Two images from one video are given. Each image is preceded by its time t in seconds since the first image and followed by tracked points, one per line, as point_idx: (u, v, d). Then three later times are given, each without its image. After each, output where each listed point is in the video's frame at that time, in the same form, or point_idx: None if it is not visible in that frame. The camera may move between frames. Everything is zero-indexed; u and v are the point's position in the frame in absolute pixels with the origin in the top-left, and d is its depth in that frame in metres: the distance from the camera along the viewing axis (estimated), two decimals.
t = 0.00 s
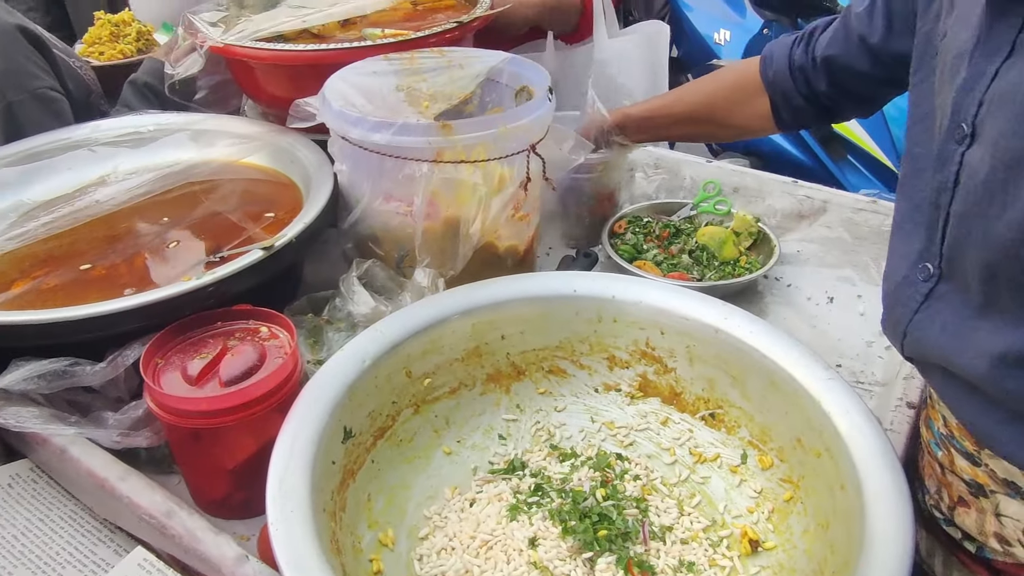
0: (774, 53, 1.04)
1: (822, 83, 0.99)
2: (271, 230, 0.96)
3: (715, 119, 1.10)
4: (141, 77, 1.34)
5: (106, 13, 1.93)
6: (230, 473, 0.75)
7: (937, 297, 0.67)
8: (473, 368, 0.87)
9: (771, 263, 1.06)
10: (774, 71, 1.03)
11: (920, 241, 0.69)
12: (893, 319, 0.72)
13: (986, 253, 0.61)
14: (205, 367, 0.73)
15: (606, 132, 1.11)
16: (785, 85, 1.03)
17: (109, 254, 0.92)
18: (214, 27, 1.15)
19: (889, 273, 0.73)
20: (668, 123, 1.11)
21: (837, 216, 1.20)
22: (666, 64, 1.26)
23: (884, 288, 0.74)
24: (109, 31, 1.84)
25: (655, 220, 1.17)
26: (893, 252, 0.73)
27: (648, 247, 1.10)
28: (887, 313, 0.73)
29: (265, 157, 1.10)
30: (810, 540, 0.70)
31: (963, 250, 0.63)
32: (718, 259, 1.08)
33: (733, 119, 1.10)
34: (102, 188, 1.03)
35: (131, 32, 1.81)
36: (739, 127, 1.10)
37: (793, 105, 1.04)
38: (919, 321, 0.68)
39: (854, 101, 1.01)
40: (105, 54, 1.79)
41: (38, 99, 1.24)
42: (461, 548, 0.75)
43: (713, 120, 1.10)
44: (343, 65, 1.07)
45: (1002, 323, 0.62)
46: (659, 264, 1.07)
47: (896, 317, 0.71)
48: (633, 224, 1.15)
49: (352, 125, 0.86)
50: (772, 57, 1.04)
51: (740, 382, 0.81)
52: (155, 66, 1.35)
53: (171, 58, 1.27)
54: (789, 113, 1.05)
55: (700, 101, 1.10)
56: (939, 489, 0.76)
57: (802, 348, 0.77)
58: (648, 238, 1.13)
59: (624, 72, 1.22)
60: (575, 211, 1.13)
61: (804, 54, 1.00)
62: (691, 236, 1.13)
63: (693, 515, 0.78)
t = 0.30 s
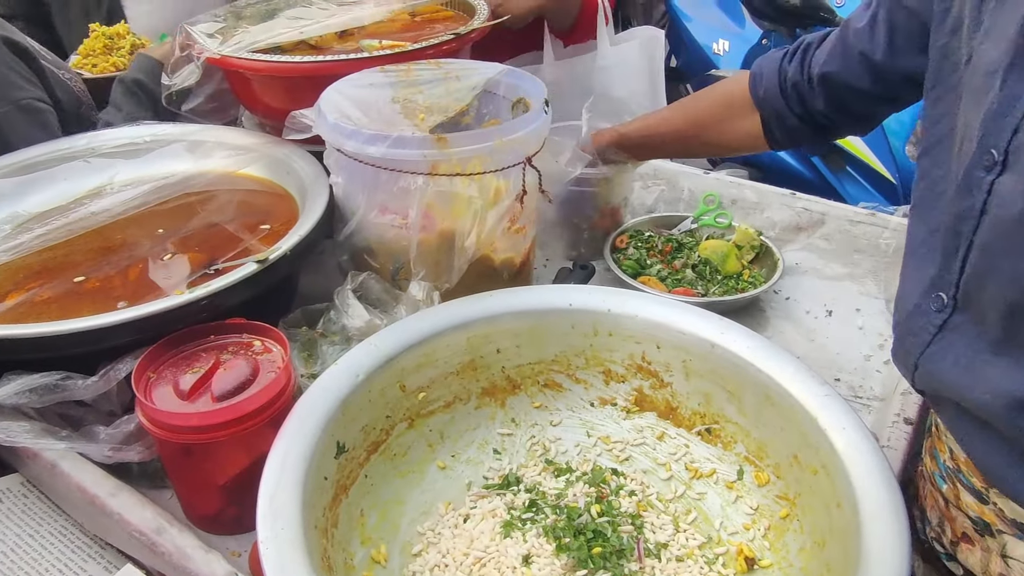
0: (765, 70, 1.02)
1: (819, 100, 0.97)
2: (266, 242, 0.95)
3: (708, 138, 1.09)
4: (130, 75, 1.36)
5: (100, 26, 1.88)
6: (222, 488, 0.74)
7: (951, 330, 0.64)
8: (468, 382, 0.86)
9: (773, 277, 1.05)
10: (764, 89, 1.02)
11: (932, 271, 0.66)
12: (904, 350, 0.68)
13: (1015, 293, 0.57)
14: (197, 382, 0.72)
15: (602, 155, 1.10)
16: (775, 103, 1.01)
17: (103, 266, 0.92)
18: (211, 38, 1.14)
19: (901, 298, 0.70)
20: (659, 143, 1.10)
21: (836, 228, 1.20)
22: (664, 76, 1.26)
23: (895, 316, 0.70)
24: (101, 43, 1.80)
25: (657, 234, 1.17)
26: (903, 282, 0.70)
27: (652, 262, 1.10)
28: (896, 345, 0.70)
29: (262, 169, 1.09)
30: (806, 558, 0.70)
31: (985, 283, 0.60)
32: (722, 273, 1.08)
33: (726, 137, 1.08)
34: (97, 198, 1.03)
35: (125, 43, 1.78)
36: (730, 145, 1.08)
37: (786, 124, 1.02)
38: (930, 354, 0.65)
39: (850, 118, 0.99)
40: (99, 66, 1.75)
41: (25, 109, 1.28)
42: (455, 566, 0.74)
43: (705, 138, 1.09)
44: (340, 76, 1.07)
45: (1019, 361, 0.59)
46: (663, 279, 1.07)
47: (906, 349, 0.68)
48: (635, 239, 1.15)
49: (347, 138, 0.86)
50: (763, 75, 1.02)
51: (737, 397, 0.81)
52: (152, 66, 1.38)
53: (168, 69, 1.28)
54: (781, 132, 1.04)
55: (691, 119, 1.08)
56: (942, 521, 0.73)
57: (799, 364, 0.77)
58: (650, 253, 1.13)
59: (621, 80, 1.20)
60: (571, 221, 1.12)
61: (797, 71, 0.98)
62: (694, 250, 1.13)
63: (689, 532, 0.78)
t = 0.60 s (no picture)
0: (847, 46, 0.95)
1: (874, 83, 0.92)
2: (268, 249, 0.95)
3: (767, 102, 0.97)
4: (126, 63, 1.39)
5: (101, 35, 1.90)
6: (223, 495, 0.74)
7: (961, 347, 0.63)
8: (470, 390, 0.86)
9: (776, 284, 1.05)
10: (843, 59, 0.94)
11: (950, 283, 0.65)
12: (911, 364, 0.68)
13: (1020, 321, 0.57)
14: (199, 389, 0.72)
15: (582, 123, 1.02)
16: (847, 74, 0.93)
17: (106, 272, 0.92)
18: (214, 45, 1.15)
19: (913, 314, 0.69)
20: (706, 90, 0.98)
21: (837, 236, 1.20)
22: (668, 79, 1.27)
23: (907, 325, 0.69)
24: (100, 53, 1.80)
25: (659, 241, 1.17)
26: (916, 294, 0.69)
27: (654, 270, 1.09)
28: (904, 356, 0.69)
29: (264, 175, 1.09)
30: (808, 568, 0.70)
31: (994, 307, 0.60)
32: (724, 281, 1.08)
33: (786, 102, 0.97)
34: (99, 204, 1.03)
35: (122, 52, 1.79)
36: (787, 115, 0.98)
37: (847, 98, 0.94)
38: (937, 368, 0.65)
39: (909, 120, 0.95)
40: (97, 76, 1.75)
41: (19, 108, 1.28)
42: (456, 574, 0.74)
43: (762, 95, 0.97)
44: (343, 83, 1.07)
45: None
46: (665, 287, 1.07)
47: (914, 361, 0.67)
48: (637, 246, 1.15)
49: (350, 146, 0.86)
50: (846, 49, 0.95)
51: (739, 406, 0.80)
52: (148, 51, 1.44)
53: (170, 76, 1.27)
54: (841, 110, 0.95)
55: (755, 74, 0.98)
56: (943, 536, 0.73)
57: (800, 372, 0.76)
58: (652, 261, 1.13)
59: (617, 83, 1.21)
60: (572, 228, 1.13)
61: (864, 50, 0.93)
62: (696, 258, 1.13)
63: (691, 540, 0.78)
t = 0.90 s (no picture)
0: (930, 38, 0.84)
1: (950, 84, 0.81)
2: (270, 251, 0.96)
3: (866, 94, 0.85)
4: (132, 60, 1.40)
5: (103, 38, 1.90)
6: (225, 496, 0.74)
7: (963, 348, 0.63)
8: (471, 392, 0.86)
9: (777, 288, 1.05)
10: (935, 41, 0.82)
11: (962, 284, 0.65)
12: (912, 358, 0.68)
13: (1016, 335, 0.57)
14: (202, 390, 0.73)
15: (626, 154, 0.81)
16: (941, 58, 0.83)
17: (109, 274, 0.92)
18: (218, 49, 1.15)
19: (921, 313, 0.69)
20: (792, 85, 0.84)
21: (837, 240, 1.20)
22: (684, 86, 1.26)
23: (914, 321, 0.70)
24: (103, 55, 1.81)
25: (660, 245, 1.17)
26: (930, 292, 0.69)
27: (655, 273, 1.10)
28: (908, 351, 0.70)
29: (266, 178, 1.10)
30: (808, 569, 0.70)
31: (994, 316, 0.60)
32: (725, 284, 1.08)
33: (859, 100, 0.85)
34: (102, 206, 1.04)
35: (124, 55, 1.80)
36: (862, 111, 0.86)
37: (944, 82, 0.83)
38: (937, 366, 0.65)
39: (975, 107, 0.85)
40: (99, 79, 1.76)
41: (21, 105, 1.28)
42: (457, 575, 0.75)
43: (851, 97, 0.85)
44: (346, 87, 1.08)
45: None
46: (666, 290, 1.07)
47: (916, 356, 0.68)
48: (637, 250, 1.15)
49: (353, 149, 0.87)
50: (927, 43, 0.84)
51: (739, 408, 0.81)
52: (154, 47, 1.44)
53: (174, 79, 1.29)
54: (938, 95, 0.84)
55: (842, 73, 0.84)
56: (931, 529, 0.73)
57: (800, 374, 0.77)
58: (653, 264, 1.13)
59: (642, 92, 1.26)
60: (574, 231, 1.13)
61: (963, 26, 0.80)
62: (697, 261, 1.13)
63: (691, 542, 0.78)
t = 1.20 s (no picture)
0: None
1: (907, 40, 0.85)
2: (274, 247, 0.96)
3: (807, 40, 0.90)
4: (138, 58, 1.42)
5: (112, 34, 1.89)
6: (230, 489, 0.75)
7: (955, 342, 0.63)
8: (473, 388, 0.87)
9: (778, 286, 1.06)
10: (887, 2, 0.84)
11: (959, 276, 0.65)
12: (907, 350, 0.68)
13: (1004, 332, 0.57)
14: (207, 383, 0.73)
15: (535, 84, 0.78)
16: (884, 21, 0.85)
17: (115, 270, 0.93)
18: (223, 47, 1.16)
19: (918, 303, 0.69)
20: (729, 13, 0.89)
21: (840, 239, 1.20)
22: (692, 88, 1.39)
23: (912, 314, 0.70)
24: (111, 54, 1.81)
25: (662, 243, 1.17)
26: (926, 284, 0.69)
27: (658, 271, 1.10)
28: (902, 345, 0.69)
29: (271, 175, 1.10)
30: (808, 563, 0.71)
31: (983, 313, 0.59)
32: (727, 283, 1.09)
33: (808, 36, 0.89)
34: (107, 202, 1.05)
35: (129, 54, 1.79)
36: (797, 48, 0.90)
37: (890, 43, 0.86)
38: (931, 360, 0.64)
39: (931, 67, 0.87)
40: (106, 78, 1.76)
41: (24, 104, 1.31)
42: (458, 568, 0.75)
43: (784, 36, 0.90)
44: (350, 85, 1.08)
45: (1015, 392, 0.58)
46: (669, 288, 1.08)
47: (909, 350, 0.67)
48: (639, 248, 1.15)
49: (357, 146, 0.88)
50: None
51: (740, 404, 0.81)
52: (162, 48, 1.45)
53: (180, 74, 1.29)
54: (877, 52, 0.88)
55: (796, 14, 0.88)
56: (925, 522, 0.72)
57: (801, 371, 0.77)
58: (655, 262, 1.13)
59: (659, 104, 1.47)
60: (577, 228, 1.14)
61: None
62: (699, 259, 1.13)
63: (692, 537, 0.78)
